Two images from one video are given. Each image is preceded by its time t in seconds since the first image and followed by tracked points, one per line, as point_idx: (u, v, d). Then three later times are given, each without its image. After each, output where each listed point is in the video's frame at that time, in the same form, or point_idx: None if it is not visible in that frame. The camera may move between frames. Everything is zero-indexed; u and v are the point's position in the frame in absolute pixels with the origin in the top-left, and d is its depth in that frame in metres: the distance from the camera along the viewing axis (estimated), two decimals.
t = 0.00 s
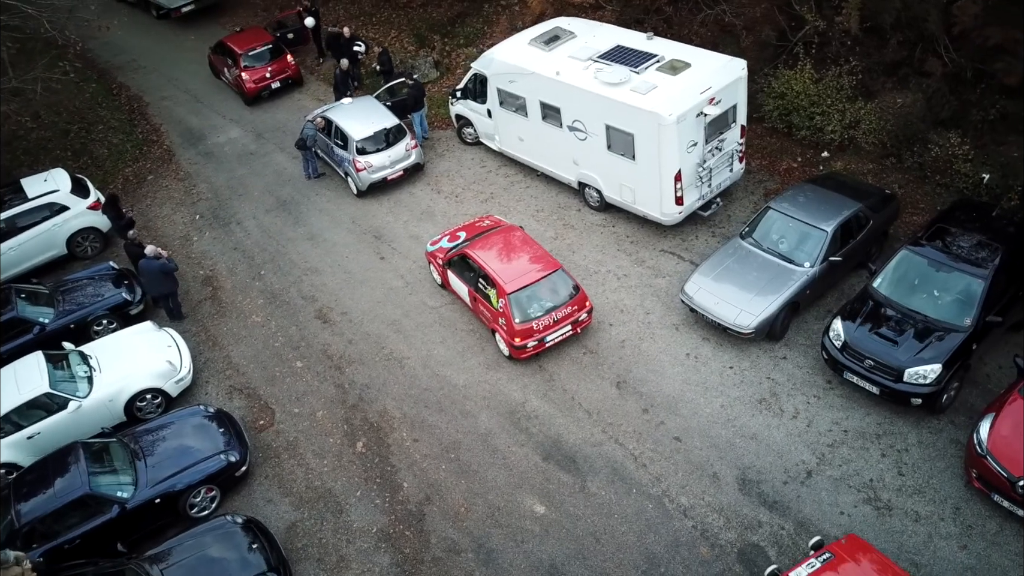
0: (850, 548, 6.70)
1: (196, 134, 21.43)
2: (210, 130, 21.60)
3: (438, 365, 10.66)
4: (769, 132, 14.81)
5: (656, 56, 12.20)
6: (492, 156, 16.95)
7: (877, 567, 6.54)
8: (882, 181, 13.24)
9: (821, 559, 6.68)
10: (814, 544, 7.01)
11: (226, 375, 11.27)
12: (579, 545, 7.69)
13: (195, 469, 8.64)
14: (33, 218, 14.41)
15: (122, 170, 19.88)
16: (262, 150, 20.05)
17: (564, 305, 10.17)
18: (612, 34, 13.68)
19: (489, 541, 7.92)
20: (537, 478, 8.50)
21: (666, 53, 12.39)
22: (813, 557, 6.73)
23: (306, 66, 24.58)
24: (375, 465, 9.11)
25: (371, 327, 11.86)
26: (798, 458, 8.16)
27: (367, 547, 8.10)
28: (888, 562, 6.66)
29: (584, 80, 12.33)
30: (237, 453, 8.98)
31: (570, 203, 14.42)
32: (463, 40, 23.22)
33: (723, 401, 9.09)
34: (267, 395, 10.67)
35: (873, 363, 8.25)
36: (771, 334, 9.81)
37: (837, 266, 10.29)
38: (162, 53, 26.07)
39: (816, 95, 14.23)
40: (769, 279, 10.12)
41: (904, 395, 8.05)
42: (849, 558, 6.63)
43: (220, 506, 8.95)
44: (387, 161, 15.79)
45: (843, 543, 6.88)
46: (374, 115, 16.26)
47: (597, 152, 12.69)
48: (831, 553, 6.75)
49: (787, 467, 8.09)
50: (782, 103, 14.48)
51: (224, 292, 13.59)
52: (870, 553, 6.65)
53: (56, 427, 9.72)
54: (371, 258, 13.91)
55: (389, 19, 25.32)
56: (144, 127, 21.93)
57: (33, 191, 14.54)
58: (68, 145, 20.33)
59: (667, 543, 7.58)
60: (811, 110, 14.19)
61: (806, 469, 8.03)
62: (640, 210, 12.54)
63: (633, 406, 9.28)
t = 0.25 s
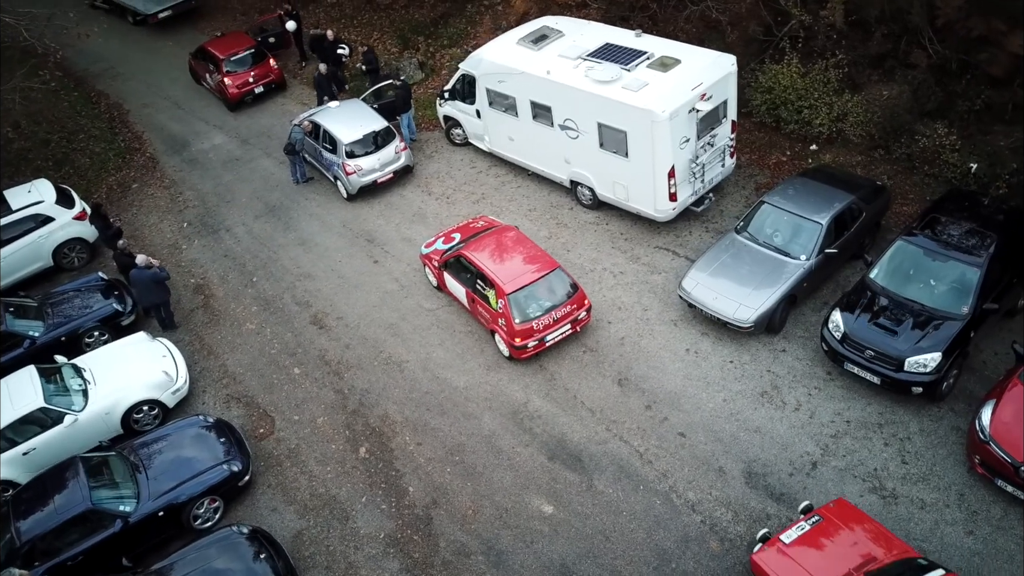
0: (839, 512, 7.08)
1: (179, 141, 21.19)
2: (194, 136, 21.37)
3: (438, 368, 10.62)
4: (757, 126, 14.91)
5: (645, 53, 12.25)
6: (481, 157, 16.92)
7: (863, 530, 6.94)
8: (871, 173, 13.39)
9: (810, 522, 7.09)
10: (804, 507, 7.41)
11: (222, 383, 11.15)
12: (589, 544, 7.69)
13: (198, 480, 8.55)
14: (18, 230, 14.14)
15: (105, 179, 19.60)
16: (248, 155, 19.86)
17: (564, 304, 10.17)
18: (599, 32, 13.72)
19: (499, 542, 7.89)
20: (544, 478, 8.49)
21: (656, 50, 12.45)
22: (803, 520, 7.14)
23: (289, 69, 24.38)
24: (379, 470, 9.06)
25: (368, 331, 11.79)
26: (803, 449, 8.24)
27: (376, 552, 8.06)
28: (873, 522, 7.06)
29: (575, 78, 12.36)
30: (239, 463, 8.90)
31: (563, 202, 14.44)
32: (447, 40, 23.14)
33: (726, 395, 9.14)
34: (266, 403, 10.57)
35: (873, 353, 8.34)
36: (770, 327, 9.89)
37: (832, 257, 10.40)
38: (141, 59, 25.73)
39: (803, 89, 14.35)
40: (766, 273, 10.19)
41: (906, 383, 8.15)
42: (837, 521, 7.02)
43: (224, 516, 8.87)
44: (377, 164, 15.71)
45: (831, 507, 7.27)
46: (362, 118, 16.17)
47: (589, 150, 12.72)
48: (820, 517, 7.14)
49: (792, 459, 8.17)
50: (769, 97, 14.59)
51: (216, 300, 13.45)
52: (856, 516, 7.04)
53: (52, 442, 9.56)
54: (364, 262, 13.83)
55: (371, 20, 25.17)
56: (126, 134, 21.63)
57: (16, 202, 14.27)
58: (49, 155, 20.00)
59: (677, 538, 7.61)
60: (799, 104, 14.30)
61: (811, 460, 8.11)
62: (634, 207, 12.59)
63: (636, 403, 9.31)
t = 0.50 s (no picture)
0: (822, 472, 7.45)
1: (160, 149, 20.89)
2: (175, 144, 21.08)
3: (438, 370, 10.57)
4: (743, 119, 15.02)
5: (633, 50, 12.31)
6: (469, 157, 16.88)
7: (845, 489, 7.30)
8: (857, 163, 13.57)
9: (795, 481, 7.46)
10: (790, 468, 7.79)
11: (219, 393, 11.02)
12: (601, 541, 7.70)
13: (202, 493, 8.44)
14: None
15: (85, 190, 19.27)
16: (231, 162, 19.62)
17: (563, 302, 10.18)
18: (585, 30, 13.74)
19: (510, 543, 7.87)
20: (552, 477, 8.49)
21: (643, 47, 12.51)
22: (788, 480, 7.52)
23: (268, 74, 24.12)
24: (384, 475, 8.99)
25: (365, 335, 11.71)
26: (807, 439, 8.34)
27: (386, 558, 8.01)
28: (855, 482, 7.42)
29: (564, 76, 12.38)
30: (243, 473, 8.80)
31: (553, 200, 14.46)
32: (428, 41, 23.02)
33: (728, 388, 9.23)
34: (265, 412, 10.45)
35: (874, 341, 8.47)
36: (768, 318, 9.99)
37: (826, 248, 10.52)
38: (116, 67, 25.31)
39: (788, 82, 14.51)
40: (762, 265, 10.29)
41: (907, 370, 8.29)
42: (821, 480, 7.39)
43: (230, 528, 8.77)
44: (365, 167, 15.60)
45: (815, 467, 7.64)
46: (348, 120, 16.04)
47: (579, 148, 12.75)
48: (805, 477, 7.50)
49: (797, 449, 8.27)
50: (754, 91, 14.72)
51: (207, 309, 13.28)
52: (838, 476, 7.41)
53: (47, 460, 9.37)
54: (356, 266, 13.73)
55: (350, 23, 24.96)
56: (104, 144, 21.28)
57: None
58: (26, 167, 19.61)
59: (688, 532, 7.66)
60: (784, 96, 14.46)
61: (815, 449, 8.22)
62: (626, 203, 12.66)
63: (639, 399, 9.35)
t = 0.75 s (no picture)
0: (806, 441, 7.79)
1: (143, 157, 20.63)
2: (158, 152, 20.83)
3: (439, 373, 10.54)
4: (731, 114, 15.12)
5: (623, 47, 12.36)
6: (459, 158, 16.84)
7: (829, 457, 7.62)
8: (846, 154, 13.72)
9: (780, 452, 7.80)
10: (775, 439, 8.14)
11: (218, 403, 10.91)
12: (613, 538, 7.72)
13: (209, 504, 8.36)
14: None
15: (68, 201, 18.98)
16: (217, 168, 19.43)
17: (564, 301, 10.20)
18: (573, 27, 13.75)
19: (522, 543, 7.87)
20: (560, 476, 8.49)
21: (633, 43, 12.57)
22: (774, 451, 7.87)
23: (250, 78, 23.88)
24: (391, 480, 8.95)
25: (363, 340, 11.64)
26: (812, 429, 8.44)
27: (398, 563, 7.97)
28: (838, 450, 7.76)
29: (555, 75, 12.39)
30: (249, 483, 8.72)
31: (546, 199, 14.48)
32: (411, 42, 22.91)
33: (731, 381, 9.31)
34: (266, 420, 10.36)
35: (875, 330, 8.60)
36: (768, 310, 10.08)
37: (821, 239, 10.65)
38: (94, 74, 24.94)
39: (775, 75, 14.62)
40: (760, 258, 10.37)
41: (908, 358, 8.44)
42: (804, 448, 7.75)
43: (237, 538, 8.69)
44: (355, 170, 15.50)
45: (800, 437, 7.98)
46: (337, 123, 15.93)
47: (572, 146, 12.78)
48: (790, 447, 7.85)
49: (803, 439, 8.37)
50: (742, 85, 14.83)
51: (200, 318, 13.14)
52: (820, 445, 7.76)
53: (47, 476, 9.22)
54: (351, 270, 13.65)
55: (331, 25, 24.76)
56: (86, 153, 20.97)
57: None
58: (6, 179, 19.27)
59: (700, 526, 7.71)
60: (772, 90, 14.57)
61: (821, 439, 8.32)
62: (620, 200, 12.72)
63: (643, 394, 9.40)
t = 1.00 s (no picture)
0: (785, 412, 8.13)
1: (122, 168, 20.29)
2: (138, 162, 20.50)
3: (440, 375, 10.50)
4: (716, 107, 15.23)
5: (611, 43, 12.43)
6: (446, 159, 16.78)
7: (809, 426, 7.95)
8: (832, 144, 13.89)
9: (761, 423, 8.12)
10: (756, 411, 8.46)
11: (217, 414, 10.77)
12: (627, 533, 7.74)
13: (216, 517, 8.26)
14: None
15: (48, 214, 18.61)
16: (199, 177, 19.17)
17: (563, 298, 10.23)
18: (559, 25, 13.78)
19: (536, 542, 7.86)
20: (569, 473, 8.50)
21: (619, 39, 12.65)
22: (755, 423, 8.18)
23: (228, 85, 23.59)
24: (399, 485, 8.90)
25: (361, 345, 11.56)
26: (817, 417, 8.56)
27: (411, 568, 7.94)
28: (815, 418, 8.10)
29: (544, 74, 12.42)
30: (255, 494, 8.63)
31: (537, 198, 14.50)
32: (391, 44, 22.72)
33: (733, 373, 9.41)
34: (267, 430, 10.26)
35: (874, 317, 8.75)
36: (766, 301, 10.18)
37: (813, 228, 10.79)
38: (66, 84, 24.45)
39: (759, 67, 14.75)
40: (755, 250, 10.48)
41: (908, 343, 8.59)
42: (783, 419, 8.09)
43: (246, 550, 8.60)
44: (342, 174, 15.38)
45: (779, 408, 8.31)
46: (322, 128, 15.81)
47: (563, 144, 12.83)
48: (770, 418, 8.17)
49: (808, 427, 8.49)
50: (726, 78, 14.95)
51: (192, 329, 12.96)
52: (798, 414, 8.10)
53: (46, 496, 9.04)
54: (344, 275, 13.55)
55: (308, 29, 24.47)
56: (63, 165, 20.57)
57: None
58: None
59: (711, 517, 7.77)
60: (756, 82, 14.70)
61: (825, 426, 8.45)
62: (612, 196, 12.79)
63: (647, 389, 9.46)
